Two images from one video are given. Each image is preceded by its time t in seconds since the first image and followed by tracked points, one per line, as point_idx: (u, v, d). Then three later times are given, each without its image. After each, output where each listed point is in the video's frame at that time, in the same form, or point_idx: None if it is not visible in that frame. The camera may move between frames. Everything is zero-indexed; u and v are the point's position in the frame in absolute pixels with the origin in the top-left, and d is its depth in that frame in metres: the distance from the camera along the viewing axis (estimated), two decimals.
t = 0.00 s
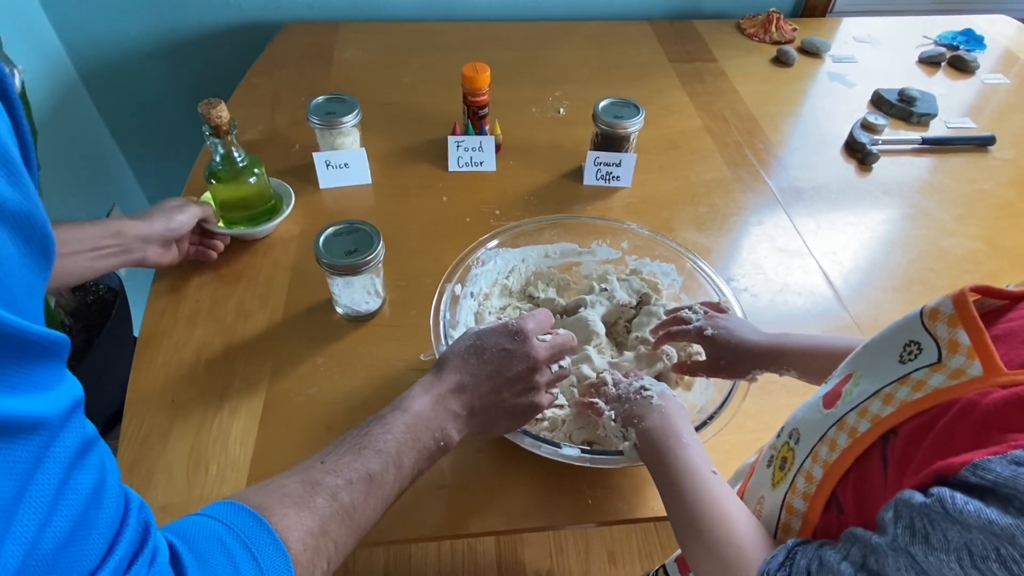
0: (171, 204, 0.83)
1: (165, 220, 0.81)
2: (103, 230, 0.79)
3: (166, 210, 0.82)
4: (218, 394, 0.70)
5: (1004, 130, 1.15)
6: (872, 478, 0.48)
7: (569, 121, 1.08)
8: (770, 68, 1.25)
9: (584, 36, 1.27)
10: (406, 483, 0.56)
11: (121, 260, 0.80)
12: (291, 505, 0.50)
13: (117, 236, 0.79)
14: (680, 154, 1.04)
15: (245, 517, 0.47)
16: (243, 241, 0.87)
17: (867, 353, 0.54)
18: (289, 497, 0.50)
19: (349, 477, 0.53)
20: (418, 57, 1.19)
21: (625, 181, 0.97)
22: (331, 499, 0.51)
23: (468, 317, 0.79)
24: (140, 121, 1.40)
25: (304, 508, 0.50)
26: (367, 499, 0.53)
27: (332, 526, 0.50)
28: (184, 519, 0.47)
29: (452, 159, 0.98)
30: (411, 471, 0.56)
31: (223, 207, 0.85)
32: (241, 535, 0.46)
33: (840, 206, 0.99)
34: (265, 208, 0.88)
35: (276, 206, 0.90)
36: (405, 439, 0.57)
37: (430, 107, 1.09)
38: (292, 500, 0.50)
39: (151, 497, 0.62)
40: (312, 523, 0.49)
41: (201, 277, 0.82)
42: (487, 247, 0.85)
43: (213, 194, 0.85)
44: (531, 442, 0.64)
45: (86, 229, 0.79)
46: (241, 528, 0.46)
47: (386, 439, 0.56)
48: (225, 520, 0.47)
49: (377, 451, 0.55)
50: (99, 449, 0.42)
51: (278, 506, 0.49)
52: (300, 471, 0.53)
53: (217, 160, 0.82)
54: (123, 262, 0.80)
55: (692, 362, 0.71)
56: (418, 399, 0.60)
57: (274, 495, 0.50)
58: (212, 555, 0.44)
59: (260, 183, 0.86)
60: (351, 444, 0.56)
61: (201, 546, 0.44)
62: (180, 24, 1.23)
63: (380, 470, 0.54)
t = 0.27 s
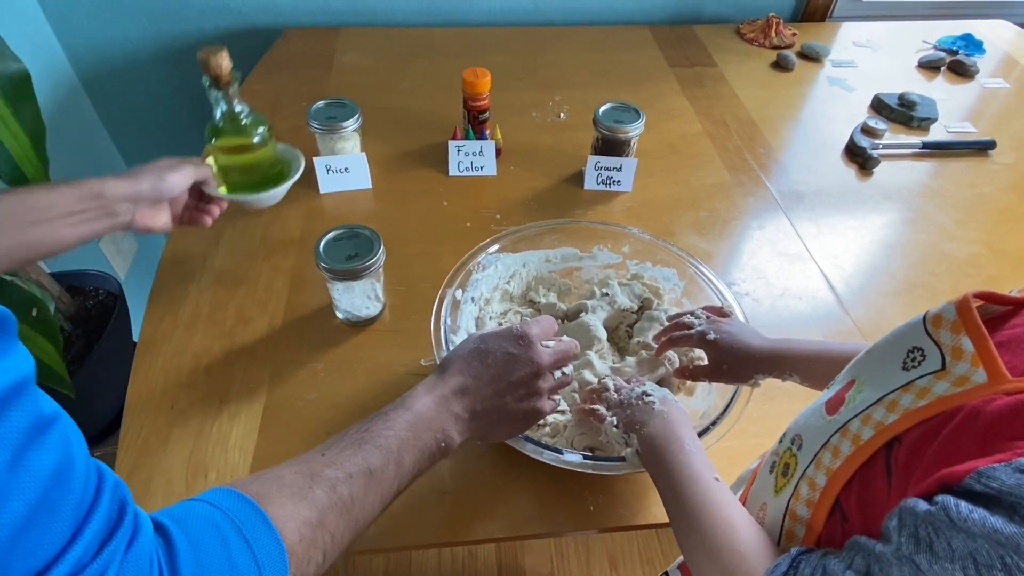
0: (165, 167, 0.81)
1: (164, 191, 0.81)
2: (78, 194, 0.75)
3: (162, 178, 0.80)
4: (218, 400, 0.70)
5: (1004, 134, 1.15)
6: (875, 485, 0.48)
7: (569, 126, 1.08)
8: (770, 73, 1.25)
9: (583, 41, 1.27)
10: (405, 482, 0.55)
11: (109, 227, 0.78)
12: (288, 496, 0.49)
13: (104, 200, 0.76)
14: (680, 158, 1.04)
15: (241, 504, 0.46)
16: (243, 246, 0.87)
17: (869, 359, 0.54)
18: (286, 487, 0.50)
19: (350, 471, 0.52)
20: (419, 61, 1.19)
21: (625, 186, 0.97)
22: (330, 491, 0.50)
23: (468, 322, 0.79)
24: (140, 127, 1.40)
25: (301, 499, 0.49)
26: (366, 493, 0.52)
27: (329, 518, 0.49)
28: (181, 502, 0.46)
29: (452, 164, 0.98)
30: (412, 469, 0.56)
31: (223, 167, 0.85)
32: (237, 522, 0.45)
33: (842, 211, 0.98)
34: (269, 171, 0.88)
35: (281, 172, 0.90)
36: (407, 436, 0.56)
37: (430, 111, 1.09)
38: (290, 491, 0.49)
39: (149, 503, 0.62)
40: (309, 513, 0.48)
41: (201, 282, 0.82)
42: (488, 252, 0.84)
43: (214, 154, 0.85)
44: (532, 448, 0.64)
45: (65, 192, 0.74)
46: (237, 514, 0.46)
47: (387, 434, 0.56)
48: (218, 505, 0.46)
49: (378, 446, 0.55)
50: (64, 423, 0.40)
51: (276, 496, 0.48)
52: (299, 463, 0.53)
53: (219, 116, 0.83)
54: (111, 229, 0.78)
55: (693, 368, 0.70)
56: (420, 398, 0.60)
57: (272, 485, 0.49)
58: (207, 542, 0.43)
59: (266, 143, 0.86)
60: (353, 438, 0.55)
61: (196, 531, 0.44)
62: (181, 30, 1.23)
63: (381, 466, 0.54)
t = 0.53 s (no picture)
0: (181, 65, 0.78)
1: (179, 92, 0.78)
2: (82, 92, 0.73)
3: (175, 76, 0.77)
4: (218, 410, 0.70)
5: (1003, 143, 1.16)
6: (875, 498, 0.48)
7: (569, 136, 1.08)
8: (769, 82, 1.25)
9: (583, 51, 1.27)
10: (407, 486, 0.55)
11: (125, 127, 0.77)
12: (290, 492, 0.48)
13: (111, 97, 0.74)
14: (681, 168, 1.04)
15: (241, 499, 0.46)
16: (243, 256, 0.87)
17: (869, 372, 0.53)
18: (287, 484, 0.49)
19: (354, 471, 0.52)
20: (419, 71, 1.19)
21: (625, 196, 0.97)
22: (332, 490, 0.50)
23: (469, 331, 0.79)
24: (141, 137, 1.40)
25: (303, 496, 0.48)
26: (368, 493, 0.52)
27: (330, 516, 0.49)
28: (180, 496, 0.46)
29: (453, 173, 0.98)
30: (414, 473, 0.56)
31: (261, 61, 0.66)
32: (236, 517, 0.45)
33: (842, 220, 0.98)
34: (319, 76, 0.67)
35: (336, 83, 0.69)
36: (410, 439, 0.56)
37: (430, 121, 1.09)
38: (291, 487, 0.49)
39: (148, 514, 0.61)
40: (310, 510, 0.48)
41: (201, 291, 0.82)
42: (489, 261, 0.85)
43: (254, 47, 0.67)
44: (533, 459, 0.63)
45: (64, 89, 0.71)
46: (237, 510, 0.45)
47: (391, 435, 0.56)
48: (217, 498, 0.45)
49: (382, 447, 0.54)
50: (24, 420, 0.38)
51: (276, 492, 0.48)
52: (303, 461, 0.52)
53: (264, 6, 0.66)
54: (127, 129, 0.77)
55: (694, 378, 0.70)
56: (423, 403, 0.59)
57: (275, 481, 0.49)
58: (203, 535, 0.43)
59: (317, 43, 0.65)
60: (357, 439, 0.55)
61: (192, 523, 0.43)
62: (183, 40, 1.23)
63: (384, 466, 0.53)
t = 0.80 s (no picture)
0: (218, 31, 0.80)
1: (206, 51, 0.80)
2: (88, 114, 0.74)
3: (203, 35, 0.79)
4: (217, 435, 0.70)
5: (998, 167, 1.17)
6: (878, 525, 0.47)
7: (569, 160, 1.10)
8: (766, 107, 1.27)
9: (582, 77, 1.29)
10: (407, 512, 0.55)
11: (155, 88, 0.80)
12: (289, 516, 0.48)
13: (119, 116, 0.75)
14: (680, 192, 1.05)
15: (238, 521, 0.46)
16: (244, 279, 0.87)
17: (870, 397, 0.53)
18: (286, 508, 0.49)
19: (353, 494, 0.52)
20: (420, 97, 1.21)
21: (625, 219, 0.98)
22: (331, 514, 0.50)
23: (469, 355, 0.79)
24: (145, 161, 1.42)
25: (302, 520, 0.48)
26: (368, 518, 0.51)
27: (329, 541, 0.48)
28: (176, 520, 0.45)
29: (453, 197, 0.99)
30: (413, 498, 0.55)
31: (309, 27, 0.58)
32: (233, 539, 0.44)
33: (840, 243, 0.99)
34: (375, 52, 0.60)
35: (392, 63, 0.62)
36: (409, 464, 0.56)
37: (432, 146, 1.10)
38: (290, 512, 0.48)
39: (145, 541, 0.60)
40: (309, 535, 0.47)
41: (202, 315, 0.82)
42: (490, 284, 0.86)
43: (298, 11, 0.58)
44: (534, 486, 0.63)
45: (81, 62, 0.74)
46: (233, 531, 0.45)
47: (391, 459, 0.55)
48: (214, 519, 0.45)
49: (382, 471, 0.54)
50: None
51: (275, 516, 0.47)
52: (303, 485, 0.52)
53: None
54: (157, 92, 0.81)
55: (694, 401, 0.70)
56: (423, 428, 0.59)
57: (274, 505, 0.48)
58: (201, 558, 0.43)
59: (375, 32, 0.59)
60: (357, 463, 0.55)
61: (188, 546, 0.43)
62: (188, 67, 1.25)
63: (383, 490, 0.53)
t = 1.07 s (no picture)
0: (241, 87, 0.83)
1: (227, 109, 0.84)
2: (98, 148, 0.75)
3: (227, 94, 0.83)
4: (217, 465, 0.70)
5: (989, 196, 1.19)
6: (875, 552, 0.48)
7: (567, 190, 1.11)
8: (759, 139, 1.30)
9: (579, 109, 1.32)
10: (408, 542, 0.55)
11: (178, 140, 0.85)
12: (292, 546, 0.48)
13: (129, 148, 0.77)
14: (676, 221, 1.07)
15: (244, 553, 0.45)
16: (246, 309, 0.88)
17: (866, 425, 0.54)
18: (290, 538, 0.49)
19: (356, 525, 0.52)
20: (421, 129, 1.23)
21: (623, 248, 1.00)
22: (334, 544, 0.50)
23: (469, 384, 0.79)
24: (149, 192, 1.44)
25: (305, 550, 0.48)
26: (370, 548, 0.51)
27: (331, 571, 0.48)
28: (182, 553, 0.43)
29: (453, 227, 1.01)
30: (415, 527, 0.55)
31: (340, 98, 0.59)
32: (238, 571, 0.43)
33: (835, 272, 1.00)
34: (404, 124, 0.62)
35: (420, 133, 0.64)
36: (410, 494, 0.56)
37: (432, 177, 1.12)
38: (293, 542, 0.48)
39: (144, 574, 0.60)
40: (312, 565, 0.47)
41: (204, 344, 0.83)
42: (489, 313, 0.86)
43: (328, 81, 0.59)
44: (534, 516, 0.63)
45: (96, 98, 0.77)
46: (238, 564, 0.44)
47: (393, 489, 0.56)
48: (220, 552, 0.44)
49: (384, 501, 0.54)
50: None
51: (279, 546, 0.47)
52: (304, 516, 0.52)
53: (348, 35, 0.59)
54: (180, 143, 0.85)
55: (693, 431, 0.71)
56: (424, 457, 0.60)
57: (277, 536, 0.49)
58: None
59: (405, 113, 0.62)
60: (358, 493, 0.55)
61: None
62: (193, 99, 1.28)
63: (386, 519, 0.53)
